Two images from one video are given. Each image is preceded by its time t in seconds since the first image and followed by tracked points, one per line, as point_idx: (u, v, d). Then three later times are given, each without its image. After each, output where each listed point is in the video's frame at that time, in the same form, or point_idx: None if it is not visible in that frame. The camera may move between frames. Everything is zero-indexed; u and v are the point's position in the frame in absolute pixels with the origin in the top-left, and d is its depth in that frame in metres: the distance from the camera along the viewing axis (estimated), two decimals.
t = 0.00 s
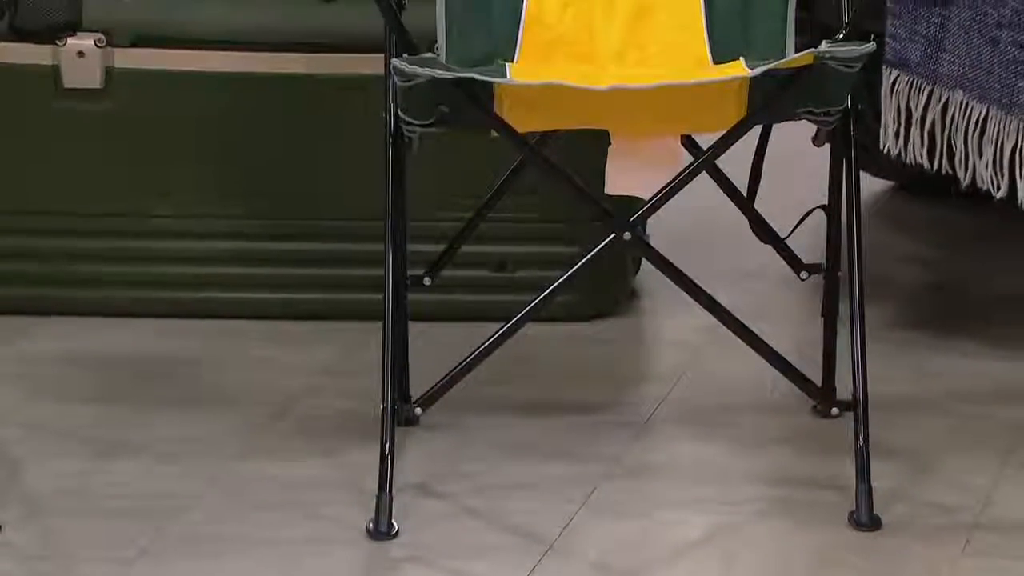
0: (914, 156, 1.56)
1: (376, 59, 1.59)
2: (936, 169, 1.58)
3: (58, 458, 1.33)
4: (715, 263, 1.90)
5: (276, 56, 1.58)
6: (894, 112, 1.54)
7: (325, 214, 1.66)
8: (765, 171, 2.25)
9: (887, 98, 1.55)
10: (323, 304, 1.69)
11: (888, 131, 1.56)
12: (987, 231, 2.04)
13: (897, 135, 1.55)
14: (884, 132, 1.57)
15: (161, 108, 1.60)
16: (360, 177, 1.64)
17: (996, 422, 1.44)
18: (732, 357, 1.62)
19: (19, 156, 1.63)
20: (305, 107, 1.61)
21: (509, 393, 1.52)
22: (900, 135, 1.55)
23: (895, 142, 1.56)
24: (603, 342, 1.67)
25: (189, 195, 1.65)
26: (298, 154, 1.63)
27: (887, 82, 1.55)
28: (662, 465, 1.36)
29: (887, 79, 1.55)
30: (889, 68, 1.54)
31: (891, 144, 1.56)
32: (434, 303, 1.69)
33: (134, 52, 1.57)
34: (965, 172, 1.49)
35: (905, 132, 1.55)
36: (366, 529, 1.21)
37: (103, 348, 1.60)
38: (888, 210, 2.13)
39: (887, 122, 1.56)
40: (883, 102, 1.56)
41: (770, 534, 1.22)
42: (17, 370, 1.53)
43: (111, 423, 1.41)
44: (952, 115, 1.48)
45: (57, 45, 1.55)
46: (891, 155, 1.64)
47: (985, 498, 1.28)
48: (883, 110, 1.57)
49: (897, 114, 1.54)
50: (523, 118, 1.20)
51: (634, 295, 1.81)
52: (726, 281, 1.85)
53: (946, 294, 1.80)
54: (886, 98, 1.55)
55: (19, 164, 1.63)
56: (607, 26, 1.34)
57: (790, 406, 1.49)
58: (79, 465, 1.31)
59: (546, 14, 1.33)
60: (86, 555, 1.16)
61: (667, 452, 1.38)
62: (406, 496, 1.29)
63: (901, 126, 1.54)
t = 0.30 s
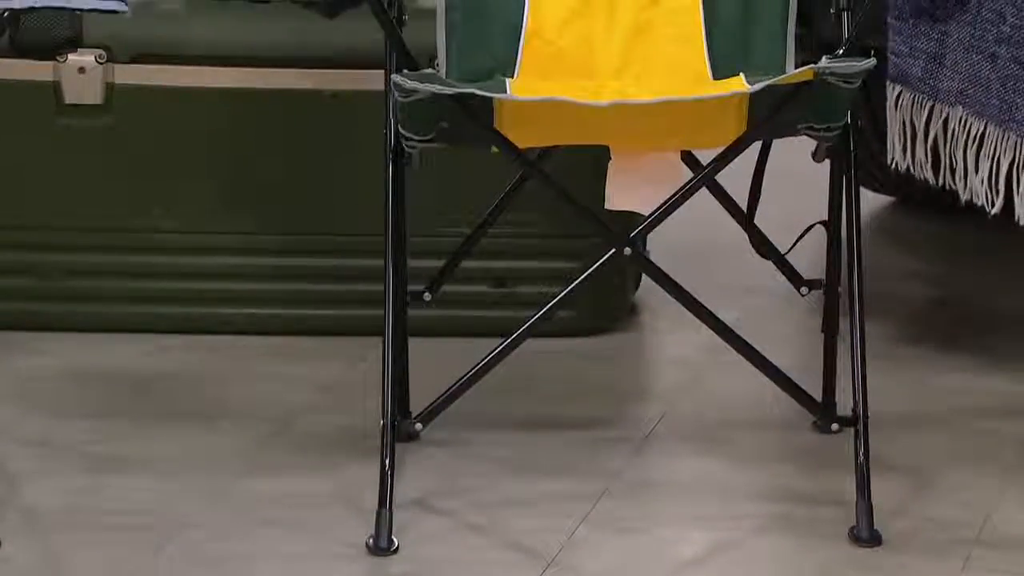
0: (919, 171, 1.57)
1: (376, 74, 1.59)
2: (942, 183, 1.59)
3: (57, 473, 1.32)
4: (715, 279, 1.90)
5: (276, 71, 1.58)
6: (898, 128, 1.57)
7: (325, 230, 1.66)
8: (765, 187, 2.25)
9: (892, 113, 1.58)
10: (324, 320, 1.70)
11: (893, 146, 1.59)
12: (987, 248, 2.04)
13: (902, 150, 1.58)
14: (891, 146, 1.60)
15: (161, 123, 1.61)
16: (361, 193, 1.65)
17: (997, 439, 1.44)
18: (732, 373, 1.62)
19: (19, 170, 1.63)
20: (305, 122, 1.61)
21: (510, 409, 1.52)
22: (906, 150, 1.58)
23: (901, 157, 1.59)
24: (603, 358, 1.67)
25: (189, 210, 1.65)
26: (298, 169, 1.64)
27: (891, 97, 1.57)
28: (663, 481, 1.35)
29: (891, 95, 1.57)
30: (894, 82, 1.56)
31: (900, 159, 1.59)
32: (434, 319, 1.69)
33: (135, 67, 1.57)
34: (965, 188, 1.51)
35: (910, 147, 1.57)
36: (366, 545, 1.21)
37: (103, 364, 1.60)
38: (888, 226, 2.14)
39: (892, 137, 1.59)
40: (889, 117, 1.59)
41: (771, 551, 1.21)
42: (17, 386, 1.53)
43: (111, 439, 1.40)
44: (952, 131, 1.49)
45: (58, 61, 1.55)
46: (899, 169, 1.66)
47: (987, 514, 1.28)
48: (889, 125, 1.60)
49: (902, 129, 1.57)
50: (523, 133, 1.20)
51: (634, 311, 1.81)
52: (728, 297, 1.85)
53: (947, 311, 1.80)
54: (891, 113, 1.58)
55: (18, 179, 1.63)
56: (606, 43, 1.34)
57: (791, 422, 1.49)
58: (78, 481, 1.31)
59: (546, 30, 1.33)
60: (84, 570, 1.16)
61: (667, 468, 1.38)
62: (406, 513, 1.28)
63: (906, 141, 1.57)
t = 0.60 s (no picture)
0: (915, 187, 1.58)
1: (376, 90, 1.59)
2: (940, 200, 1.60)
3: (57, 489, 1.32)
4: (715, 294, 1.91)
5: (275, 87, 1.58)
6: (897, 143, 1.57)
7: (324, 246, 1.66)
8: (764, 203, 2.26)
9: (891, 129, 1.58)
10: (324, 336, 1.70)
11: (893, 162, 1.59)
12: (986, 263, 2.04)
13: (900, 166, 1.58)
14: (888, 162, 1.61)
15: (161, 139, 1.61)
16: (361, 209, 1.65)
17: (997, 454, 1.43)
18: (732, 389, 1.62)
19: (19, 186, 1.63)
20: (305, 138, 1.62)
21: (510, 424, 1.52)
22: (903, 166, 1.58)
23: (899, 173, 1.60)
24: (603, 373, 1.66)
25: (188, 225, 1.65)
26: (298, 184, 1.64)
27: (891, 113, 1.57)
28: (663, 496, 1.35)
29: (891, 111, 1.57)
30: (893, 98, 1.56)
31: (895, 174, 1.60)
32: (435, 334, 1.69)
33: (136, 83, 1.57)
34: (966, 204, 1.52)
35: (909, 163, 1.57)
36: (366, 561, 1.20)
37: (103, 379, 1.60)
38: (888, 241, 2.14)
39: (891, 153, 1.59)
40: (888, 133, 1.59)
41: (772, 566, 1.21)
42: (17, 401, 1.53)
43: (111, 454, 1.40)
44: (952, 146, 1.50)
45: (58, 77, 1.55)
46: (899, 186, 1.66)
47: (987, 530, 1.27)
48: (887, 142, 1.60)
49: (899, 145, 1.57)
50: (523, 149, 1.20)
51: (634, 326, 1.81)
52: (728, 312, 1.85)
53: (946, 326, 1.80)
54: (891, 129, 1.58)
55: (17, 195, 1.63)
56: (606, 59, 1.34)
57: (792, 437, 1.49)
58: (78, 496, 1.31)
59: (546, 46, 1.33)
60: None
61: (667, 483, 1.37)
62: (406, 528, 1.28)
63: (905, 157, 1.57)
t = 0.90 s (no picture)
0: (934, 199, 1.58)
1: (377, 106, 1.59)
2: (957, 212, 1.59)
3: (55, 505, 1.32)
4: (715, 309, 1.90)
5: (277, 103, 1.59)
6: (908, 157, 1.57)
7: (324, 261, 1.66)
8: (765, 218, 2.26)
9: (902, 141, 1.58)
10: (324, 352, 1.69)
11: (905, 175, 1.59)
12: (986, 278, 2.04)
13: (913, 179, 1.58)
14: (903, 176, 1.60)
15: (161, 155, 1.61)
16: (360, 224, 1.65)
17: (997, 470, 1.43)
18: (732, 405, 1.61)
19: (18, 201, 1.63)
20: (305, 154, 1.61)
21: (509, 440, 1.51)
22: (919, 177, 1.57)
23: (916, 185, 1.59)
24: (603, 389, 1.66)
25: (188, 242, 1.65)
26: (298, 200, 1.64)
27: (900, 126, 1.58)
28: (663, 512, 1.35)
29: (899, 124, 1.58)
30: (901, 112, 1.57)
31: (913, 186, 1.59)
32: (434, 350, 1.69)
33: (136, 99, 1.57)
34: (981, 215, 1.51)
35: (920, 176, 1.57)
36: None
37: (102, 395, 1.60)
38: (888, 257, 2.14)
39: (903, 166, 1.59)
40: (899, 144, 1.59)
41: None
42: (16, 417, 1.52)
43: (110, 470, 1.40)
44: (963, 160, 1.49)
45: (58, 93, 1.55)
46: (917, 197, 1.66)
47: (988, 546, 1.27)
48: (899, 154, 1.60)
49: (912, 157, 1.57)
50: (524, 165, 1.20)
51: (634, 342, 1.81)
52: (728, 328, 1.85)
53: (946, 342, 1.79)
54: (900, 143, 1.58)
55: (17, 211, 1.63)
56: (606, 74, 1.35)
57: (792, 453, 1.49)
58: (77, 512, 1.30)
59: (546, 63, 1.34)
60: None
61: (667, 499, 1.37)
62: (405, 544, 1.27)
63: (918, 169, 1.57)
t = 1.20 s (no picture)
0: (921, 218, 1.57)
1: (377, 122, 1.60)
2: (947, 230, 1.59)
3: (54, 521, 1.31)
4: (715, 324, 1.90)
5: (276, 118, 1.59)
6: (897, 176, 1.56)
7: (325, 277, 1.66)
8: (765, 234, 2.26)
9: (890, 160, 1.57)
10: (326, 367, 1.69)
11: (893, 193, 1.58)
12: (985, 293, 2.04)
13: (903, 197, 1.57)
14: (889, 194, 1.59)
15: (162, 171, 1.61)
16: (361, 240, 1.65)
17: (997, 485, 1.43)
18: (733, 421, 1.61)
19: (18, 217, 1.63)
20: (305, 170, 1.62)
21: (509, 456, 1.51)
22: (905, 197, 1.57)
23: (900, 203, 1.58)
24: (603, 404, 1.66)
25: (188, 257, 1.65)
26: (299, 216, 1.64)
27: (890, 145, 1.56)
28: (663, 528, 1.34)
29: (889, 143, 1.56)
30: (891, 130, 1.56)
31: (897, 204, 1.58)
32: (434, 365, 1.69)
33: (136, 115, 1.57)
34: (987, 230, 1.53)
35: (912, 195, 1.56)
36: None
37: (102, 411, 1.60)
38: (887, 272, 2.14)
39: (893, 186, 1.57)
40: (887, 164, 1.57)
41: None
42: (15, 433, 1.52)
43: (110, 486, 1.40)
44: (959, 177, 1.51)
45: (59, 108, 1.56)
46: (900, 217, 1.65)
47: (988, 561, 1.26)
48: (887, 172, 1.59)
49: (901, 177, 1.56)
50: (524, 180, 1.19)
51: (634, 357, 1.81)
52: (728, 344, 1.84)
53: (945, 358, 1.79)
54: (889, 161, 1.57)
55: (17, 227, 1.63)
56: (606, 88, 1.35)
57: (792, 468, 1.48)
58: (76, 528, 1.30)
59: (546, 78, 1.34)
60: None
61: (668, 514, 1.37)
62: (404, 560, 1.27)
63: (907, 188, 1.56)
